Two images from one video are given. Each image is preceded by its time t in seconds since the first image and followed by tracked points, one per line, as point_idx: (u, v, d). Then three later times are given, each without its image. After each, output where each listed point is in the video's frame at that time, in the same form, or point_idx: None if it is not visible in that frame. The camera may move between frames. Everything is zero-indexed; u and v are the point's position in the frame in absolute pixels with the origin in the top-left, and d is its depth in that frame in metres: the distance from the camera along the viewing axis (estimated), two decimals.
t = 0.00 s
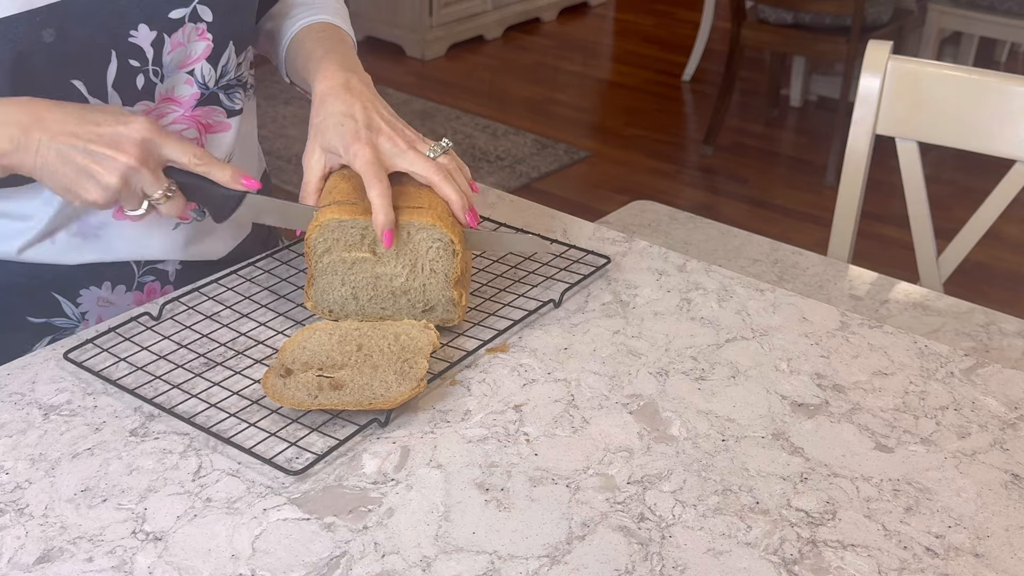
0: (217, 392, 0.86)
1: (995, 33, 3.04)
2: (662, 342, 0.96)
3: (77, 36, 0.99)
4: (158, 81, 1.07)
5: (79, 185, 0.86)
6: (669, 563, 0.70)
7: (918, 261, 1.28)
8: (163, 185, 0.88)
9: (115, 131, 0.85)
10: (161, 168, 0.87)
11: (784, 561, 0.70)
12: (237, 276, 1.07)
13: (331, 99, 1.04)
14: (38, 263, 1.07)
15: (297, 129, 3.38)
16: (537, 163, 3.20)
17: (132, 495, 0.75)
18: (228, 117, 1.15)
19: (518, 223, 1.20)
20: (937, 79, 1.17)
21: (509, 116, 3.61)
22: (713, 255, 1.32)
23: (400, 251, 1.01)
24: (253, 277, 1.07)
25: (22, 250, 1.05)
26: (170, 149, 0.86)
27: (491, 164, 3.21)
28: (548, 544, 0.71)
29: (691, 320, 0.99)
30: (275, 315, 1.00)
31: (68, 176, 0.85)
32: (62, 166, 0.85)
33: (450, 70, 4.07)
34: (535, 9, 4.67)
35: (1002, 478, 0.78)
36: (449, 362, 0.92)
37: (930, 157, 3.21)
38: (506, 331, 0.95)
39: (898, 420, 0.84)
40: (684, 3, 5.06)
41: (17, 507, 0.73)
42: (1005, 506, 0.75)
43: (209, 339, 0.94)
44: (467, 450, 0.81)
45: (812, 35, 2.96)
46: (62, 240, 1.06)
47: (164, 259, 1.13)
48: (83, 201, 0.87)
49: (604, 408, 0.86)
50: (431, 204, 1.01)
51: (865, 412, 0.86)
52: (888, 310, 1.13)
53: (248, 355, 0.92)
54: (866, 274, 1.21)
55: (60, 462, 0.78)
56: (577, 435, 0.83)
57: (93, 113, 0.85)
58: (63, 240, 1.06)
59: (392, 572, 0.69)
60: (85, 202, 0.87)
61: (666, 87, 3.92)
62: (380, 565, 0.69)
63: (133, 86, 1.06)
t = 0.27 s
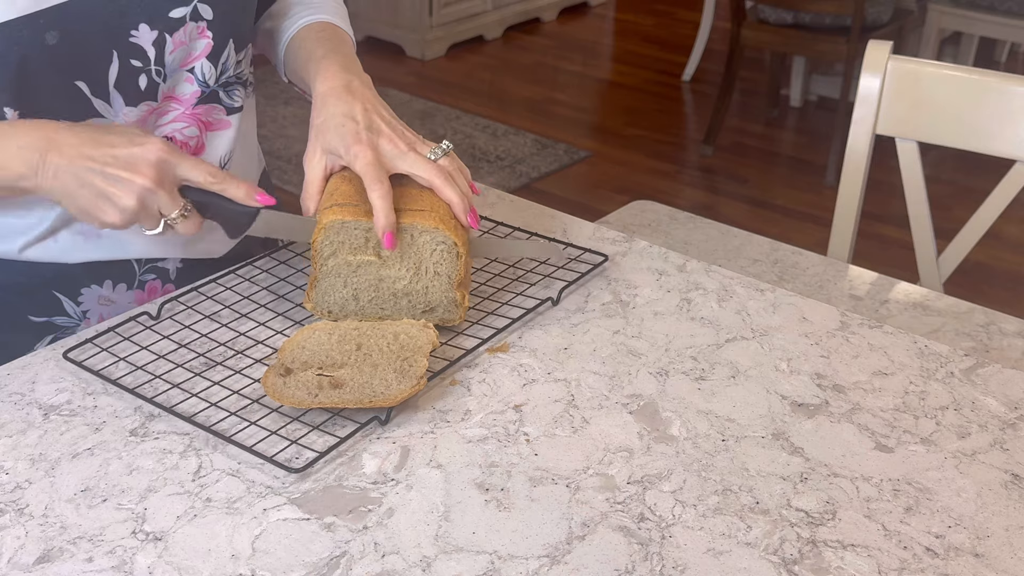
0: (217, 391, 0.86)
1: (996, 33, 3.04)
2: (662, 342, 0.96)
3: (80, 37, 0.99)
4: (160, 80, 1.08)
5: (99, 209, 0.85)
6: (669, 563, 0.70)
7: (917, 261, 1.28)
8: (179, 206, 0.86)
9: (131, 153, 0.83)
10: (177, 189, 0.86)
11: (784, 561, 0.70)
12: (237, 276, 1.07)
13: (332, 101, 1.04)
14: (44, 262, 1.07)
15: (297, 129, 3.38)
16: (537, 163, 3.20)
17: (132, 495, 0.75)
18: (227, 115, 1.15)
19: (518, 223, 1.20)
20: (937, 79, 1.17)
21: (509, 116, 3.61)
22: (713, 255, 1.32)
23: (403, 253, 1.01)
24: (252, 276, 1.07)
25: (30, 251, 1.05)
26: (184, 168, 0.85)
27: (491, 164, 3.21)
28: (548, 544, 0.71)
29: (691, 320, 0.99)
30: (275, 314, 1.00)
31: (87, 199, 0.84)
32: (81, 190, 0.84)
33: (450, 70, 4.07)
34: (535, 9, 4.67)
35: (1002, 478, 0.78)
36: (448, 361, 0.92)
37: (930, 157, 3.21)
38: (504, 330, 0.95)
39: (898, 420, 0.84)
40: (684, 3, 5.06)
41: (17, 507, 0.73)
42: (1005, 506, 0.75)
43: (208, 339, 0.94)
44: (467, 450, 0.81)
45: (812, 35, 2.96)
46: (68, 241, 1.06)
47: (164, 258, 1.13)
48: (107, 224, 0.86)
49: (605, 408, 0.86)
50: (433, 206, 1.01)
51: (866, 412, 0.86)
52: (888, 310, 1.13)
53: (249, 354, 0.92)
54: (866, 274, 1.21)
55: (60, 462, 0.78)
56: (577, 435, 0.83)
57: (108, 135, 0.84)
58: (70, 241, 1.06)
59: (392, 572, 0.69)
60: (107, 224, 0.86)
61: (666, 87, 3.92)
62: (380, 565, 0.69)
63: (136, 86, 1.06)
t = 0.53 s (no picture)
0: (219, 391, 0.86)
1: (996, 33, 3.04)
2: (662, 342, 0.96)
3: (83, 38, 0.99)
4: (164, 80, 1.08)
5: (93, 217, 0.84)
6: (669, 563, 0.70)
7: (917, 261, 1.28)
8: (175, 212, 0.86)
9: (122, 160, 0.83)
10: (171, 197, 0.86)
11: (784, 561, 0.70)
12: (237, 275, 1.07)
13: (332, 98, 1.04)
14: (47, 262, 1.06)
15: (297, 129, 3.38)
16: (537, 163, 3.20)
17: (132, 495, 0.75)
18: (230, 114, 1.15)
19: (518, 223, 1.20)
20: (937, 79, 1.17)
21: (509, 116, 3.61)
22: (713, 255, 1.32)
23: (402, 251, 1.01)
24: (252, 275, 1.07)
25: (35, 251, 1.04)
26: (179, 174, 0.85)
27: (491, 164, 3.21)
28: (548, 544, 0.71)
29: (691, 320, 0.99)
30: (275, 314, 1.00)
31: (81, 207, 0.84)
32: (72, 199, 0.83)
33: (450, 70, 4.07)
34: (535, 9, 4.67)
35: (1002, 478, 0.78)
36: (448, 361, 0.92)
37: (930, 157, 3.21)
38: (503, 331, 0.95)
39: (898, 420, 0.84)
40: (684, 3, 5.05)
41: (17, 507, 0.73)
42: (1005, 506, 0.75)
43: (209, 338, 0.94)
44: (467, 450, 0.81)
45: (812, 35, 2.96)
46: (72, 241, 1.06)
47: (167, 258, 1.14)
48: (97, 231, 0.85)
49: (605, 408, 0.86)
50: (432, 204, 1.01)
51: (866, 412, 0.86)
52: (888, 310, 1.13)
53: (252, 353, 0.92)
54: (866, 274, 1.21)
55: (60, 462, 0.78)
56: (577, 435, 0.83)
57: (101, 144, 0.84)
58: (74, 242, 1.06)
59: (392, 572, 0.69)
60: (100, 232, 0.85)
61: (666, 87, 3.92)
62: (380, 565, 0.69)
63: (140, 86, 1.06)
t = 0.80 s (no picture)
0: (229, 390, 0.87)
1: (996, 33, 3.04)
2: (662, 342, 0.96)
3: (84, 40, 0.99)
4: (164, 81, 1.08)
5: (91, 229, 0.84)
6: (669, 563, 0.70)
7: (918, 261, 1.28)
8: (171, 223, 0.85)
9: (124, 172, 0.83)
10: (167, 208, 0.85)
11: (784, 561, 0.70)
12: (244, 275, 1.07)
13: (337, 98, 1.05)
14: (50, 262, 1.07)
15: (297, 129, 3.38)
16: (537, 163, 3.20)
17: (132, 495, 0.75)
18: (230, 116, 1.15)
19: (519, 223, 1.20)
20: (937, 79, 1.17)
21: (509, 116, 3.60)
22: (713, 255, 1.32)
23: (410, 250, 1.01)
24: (258, 275, 1.07)
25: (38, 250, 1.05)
26: (175, 186, 0.85)
27: (491, 164, 3.21)
28: (548, 544, 0.71)
29: (691, 320, 0.99)
30: (283, 313, 1.00)
31: (79, 220, 0.84)
32: (72, 211, 0.83)
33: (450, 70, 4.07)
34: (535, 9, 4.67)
35: (1002, 478, 0.78)
36: (457, 357, 0.93)
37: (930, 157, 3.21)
38: (506, 330, 0.95)
39: (898, 420, 0.84)
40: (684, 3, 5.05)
41: (17, 507, 0.73)
42: (1005, 506, 0.75)
43: (217, 337, 0.94)
44: (467, 450, 0.81)
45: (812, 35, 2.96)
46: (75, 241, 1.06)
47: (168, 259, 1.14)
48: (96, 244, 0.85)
49: (604, 408, 0.86)
50: (439, 202, 1.01)
51: (865, 412, 0.86)
52: (889, 310, 1.13)
53: (255, 351, 0.92)
54: (866, 274, 1.21)
55: (60, 462, 0.78)
56: (577, 435, 0.83)
57: (99, 158, 0.84)
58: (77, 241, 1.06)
59: (392, 572, 0.69)
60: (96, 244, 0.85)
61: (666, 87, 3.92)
62: (380, 565, 0.69)
63: (140, 86, 1.06)
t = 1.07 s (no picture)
0: (233, 390, 0.87)
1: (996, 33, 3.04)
2: (662, 342, 0.96)
3: (81, 39, 0.99)
4: (158, 79, 1.07)
5: (89, 229, 0.83)
6: (669, 563, 0.70)
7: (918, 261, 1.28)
8: (169, 222, 0.85)
9: (121, 171, 0.83)
10: (165, 207, 0.86)
11: (784, 561, 0.70)
12: (245, 274, 1.07)
13: (340, 97, 1.05)
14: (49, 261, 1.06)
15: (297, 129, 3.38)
16: (537, 164, 3.20)
17: (131, 495, 0.75)
18: (233, 117, 1.15)
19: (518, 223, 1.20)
20: (937, 79, 1.17)
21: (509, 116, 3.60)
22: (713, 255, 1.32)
23: (410, 249, 1.01)
24: (259, 274, 1.07)
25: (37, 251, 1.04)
26: (174, 185, 0.85)
27: (491, 164, 3.21)
28: (548, 544, 0.71)
29: (691, 320, 0.99)
30: (285, 313, 1.00)
31: (75, 218, 0.83)
32: (69, 209, 0.83)
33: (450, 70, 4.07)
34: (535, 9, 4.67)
35: (1002, 478, 0.78)
36: (459, 357, 0.93)
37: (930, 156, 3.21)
38: (505, 330, 0.95)
39: (898, 420, 0.84)
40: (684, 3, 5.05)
41: (17, 507, 0.73)
42: (1005, 506, 0.75)
43: (219, 337, 0.94)
44: (467, 450, 0.81)
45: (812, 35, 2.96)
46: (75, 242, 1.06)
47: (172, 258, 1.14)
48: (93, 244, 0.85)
49: (604, 408, 0.86)
50: (439, 201, 1.02)
51: (865, 412, 0.86)
52: (888, 310, 1.13)
53: (256, 350, 0.93)
54: (867, 274, 1.21)
55: (60, 462, 0.78)
56: (577, 435, 0.83)
57: (99, 157, 0.84)
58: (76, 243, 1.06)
59: (392, 572, 0.69)
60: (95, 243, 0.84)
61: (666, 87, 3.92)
62: (380, 565, 0.69)
63: (135, 84, 1.06)
